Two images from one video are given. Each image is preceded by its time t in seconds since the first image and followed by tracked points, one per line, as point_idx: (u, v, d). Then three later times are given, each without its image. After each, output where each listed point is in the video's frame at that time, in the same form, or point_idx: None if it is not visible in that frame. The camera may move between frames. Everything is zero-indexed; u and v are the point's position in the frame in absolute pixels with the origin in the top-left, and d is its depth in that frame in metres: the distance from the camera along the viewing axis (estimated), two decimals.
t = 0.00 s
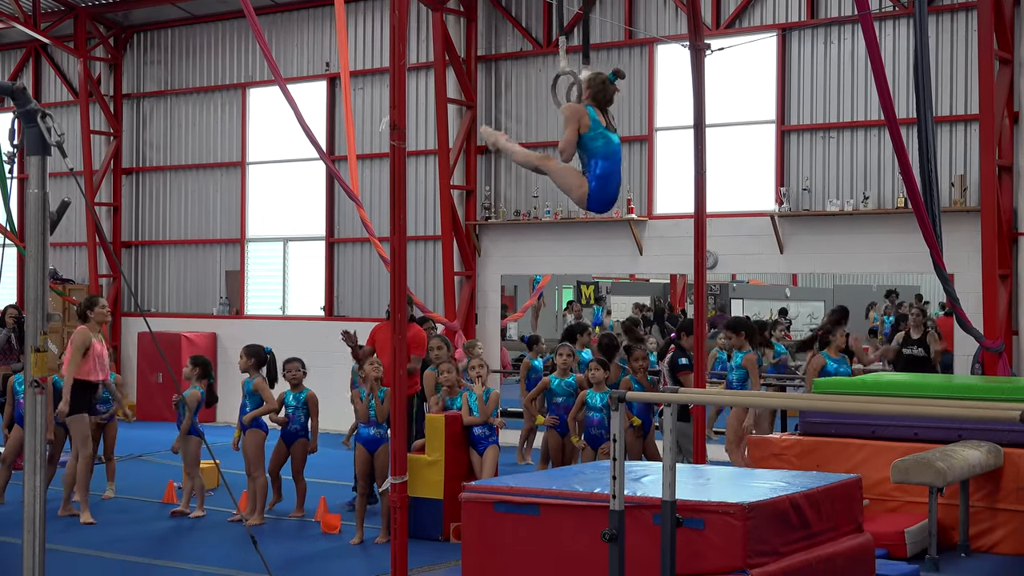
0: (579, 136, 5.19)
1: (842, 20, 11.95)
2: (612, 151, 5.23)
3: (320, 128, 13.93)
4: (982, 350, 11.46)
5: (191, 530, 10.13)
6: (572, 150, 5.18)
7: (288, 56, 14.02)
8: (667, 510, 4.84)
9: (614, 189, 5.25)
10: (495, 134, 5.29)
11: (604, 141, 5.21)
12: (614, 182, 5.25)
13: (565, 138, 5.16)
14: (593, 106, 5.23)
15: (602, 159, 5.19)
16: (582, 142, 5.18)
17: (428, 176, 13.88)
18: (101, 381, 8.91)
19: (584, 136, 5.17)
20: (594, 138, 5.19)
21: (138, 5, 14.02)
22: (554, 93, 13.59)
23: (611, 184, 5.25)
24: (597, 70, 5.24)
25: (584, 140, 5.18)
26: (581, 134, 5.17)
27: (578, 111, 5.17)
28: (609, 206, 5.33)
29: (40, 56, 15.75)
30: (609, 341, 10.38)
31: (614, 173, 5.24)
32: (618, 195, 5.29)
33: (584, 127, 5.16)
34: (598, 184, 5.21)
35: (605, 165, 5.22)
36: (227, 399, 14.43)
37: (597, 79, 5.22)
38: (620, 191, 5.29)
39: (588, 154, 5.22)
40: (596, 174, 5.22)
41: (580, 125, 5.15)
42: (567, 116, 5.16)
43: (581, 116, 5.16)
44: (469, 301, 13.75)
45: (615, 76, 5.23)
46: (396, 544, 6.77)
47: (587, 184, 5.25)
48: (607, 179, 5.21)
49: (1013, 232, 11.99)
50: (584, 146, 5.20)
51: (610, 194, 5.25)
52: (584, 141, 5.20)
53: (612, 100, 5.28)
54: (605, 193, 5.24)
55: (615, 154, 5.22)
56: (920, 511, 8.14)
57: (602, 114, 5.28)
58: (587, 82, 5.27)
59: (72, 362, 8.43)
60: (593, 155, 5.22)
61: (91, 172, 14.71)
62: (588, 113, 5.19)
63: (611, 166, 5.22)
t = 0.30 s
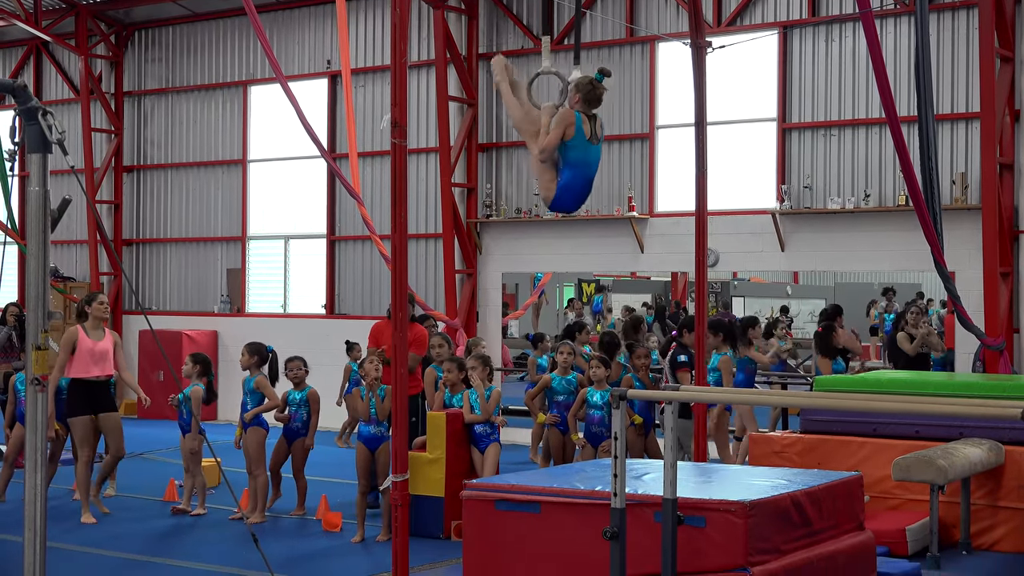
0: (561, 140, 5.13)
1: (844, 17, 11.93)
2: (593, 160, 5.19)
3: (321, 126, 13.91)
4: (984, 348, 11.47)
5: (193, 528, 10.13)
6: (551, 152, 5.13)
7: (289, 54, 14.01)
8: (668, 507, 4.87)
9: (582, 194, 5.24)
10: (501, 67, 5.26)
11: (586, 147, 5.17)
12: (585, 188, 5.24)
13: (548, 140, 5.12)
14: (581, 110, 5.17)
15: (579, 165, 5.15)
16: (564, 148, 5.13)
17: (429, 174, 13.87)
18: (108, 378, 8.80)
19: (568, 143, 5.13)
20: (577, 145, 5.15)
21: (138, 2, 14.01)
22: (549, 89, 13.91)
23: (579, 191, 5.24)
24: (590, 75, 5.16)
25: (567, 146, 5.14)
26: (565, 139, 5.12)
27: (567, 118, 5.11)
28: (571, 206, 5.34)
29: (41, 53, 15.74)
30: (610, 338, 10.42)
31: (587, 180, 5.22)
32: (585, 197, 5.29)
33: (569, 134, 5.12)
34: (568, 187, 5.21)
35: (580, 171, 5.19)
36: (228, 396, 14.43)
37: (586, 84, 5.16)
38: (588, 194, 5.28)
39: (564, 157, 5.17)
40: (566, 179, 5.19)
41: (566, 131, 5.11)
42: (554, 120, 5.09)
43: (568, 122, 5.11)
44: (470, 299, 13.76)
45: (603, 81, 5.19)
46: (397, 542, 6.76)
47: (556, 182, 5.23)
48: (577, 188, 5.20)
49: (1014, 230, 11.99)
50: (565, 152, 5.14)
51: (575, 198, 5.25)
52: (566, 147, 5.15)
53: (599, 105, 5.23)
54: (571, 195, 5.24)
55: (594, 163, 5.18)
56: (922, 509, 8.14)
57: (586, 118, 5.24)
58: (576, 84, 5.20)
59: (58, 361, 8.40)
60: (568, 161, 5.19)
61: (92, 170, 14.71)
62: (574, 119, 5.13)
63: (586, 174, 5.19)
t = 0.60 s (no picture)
0: (546, 142, 5.35)
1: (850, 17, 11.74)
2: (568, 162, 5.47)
3: (320, 127, 13.73)
4: (992, 353, 11.27)
5: (188, 535, 9.94)
6: (535, 151, 5.34)
7: (287, 53, 13.84)
8: (672, 516, 4.63)
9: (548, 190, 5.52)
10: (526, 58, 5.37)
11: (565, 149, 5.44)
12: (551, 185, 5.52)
13: (536, 141, 5.31)
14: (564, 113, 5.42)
15: (557, 167, 5.41)
16: (545, 150, 5.36)
17: (429, 175, 13.69)
18: (112, 385, 8.46)
19: (551, 146, 5.35)
20: (558, 146, 5.39)
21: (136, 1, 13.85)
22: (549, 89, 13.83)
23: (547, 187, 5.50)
24: (575, 81, 5.41)
25: (550, 148, 5.35)
26: (549, 141, 5.34)
27: (554, 121, 5.33)
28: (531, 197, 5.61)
29: (37, 53, 15.57)
30: (613, 344, 10.24)
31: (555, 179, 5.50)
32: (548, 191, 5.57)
33: (553, 137, 5.35)
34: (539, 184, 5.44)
35: (555, 172, 5.44)
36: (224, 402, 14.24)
37: (572, 88, 5.40)
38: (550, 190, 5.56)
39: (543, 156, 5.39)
40: (539, 177, 5.43)
41: (552, 134, 5.33)
42: (543, 123, 5.30)
43: (555, 127, 5.34)
44: (470, 302, 13.57)
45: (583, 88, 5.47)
46: (397, 549, 6.62)
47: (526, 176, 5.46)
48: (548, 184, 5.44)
49: None
50: (546, 153, 5.36)
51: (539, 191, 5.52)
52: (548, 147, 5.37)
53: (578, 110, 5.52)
54: (539, 189, 5.49)
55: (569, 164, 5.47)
56: (931, 518, 7.94)
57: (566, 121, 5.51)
58: (560, 86, 5.43)
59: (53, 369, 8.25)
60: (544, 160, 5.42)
61: (88, 172, 14.53)
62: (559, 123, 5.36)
63: (558, 174, 5.46)
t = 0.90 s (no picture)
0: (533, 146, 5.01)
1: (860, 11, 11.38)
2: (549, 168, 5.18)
3: (315, 129, 13.33)
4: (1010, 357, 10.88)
5: (179, 549, 9.56)
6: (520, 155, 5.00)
7: (280, 53, 13.45)
8: (679, 527, 4.63)
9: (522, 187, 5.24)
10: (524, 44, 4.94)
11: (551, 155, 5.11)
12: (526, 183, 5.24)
13: (523, 145, 4.96)
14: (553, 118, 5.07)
15: (539, 172, 5.12)
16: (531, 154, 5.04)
17: (428, 178, 13.28)
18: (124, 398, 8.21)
19: (538, 153, 5.02)
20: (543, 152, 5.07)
21: None
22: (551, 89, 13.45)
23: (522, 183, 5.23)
24: (564, 81, 5.04)
25: (535, 155, 5.03)
26: (537, 147, 5.00)
27: (546, 128, 4.98)
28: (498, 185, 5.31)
29: (23, 54, 15.18)
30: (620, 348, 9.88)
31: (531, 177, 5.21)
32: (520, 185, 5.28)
33: (540, 144, 5.02)
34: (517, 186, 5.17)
35: (535, 175, 5.15)
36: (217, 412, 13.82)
37: (562, 89, 5.04)
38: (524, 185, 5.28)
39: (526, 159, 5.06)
40: (519, 177, 5.12)
41: (541, 141, 4.99)
42: (534, 128, 4.95)
43: (544, 132, 4.99)
44: (471, 308, 13.18)
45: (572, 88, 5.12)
46: (396, 562, 6.71)
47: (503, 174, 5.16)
48: (523, 184, 5.17)
49: None
50: (530, 158, 5.04)
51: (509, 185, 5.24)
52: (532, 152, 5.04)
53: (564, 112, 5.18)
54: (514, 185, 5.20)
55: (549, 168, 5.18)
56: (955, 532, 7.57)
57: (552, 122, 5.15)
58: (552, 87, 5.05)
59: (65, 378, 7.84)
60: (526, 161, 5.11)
61: (76, 176, 14.13)
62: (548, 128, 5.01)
63: (538, 177, 5.18)
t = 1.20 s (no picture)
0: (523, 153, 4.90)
1: (869, 13, 11.03)
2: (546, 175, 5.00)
3: (306, 135, 12.96)
4: None
5: (163, 571, 9.15)
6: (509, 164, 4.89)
7: (271, 56, 13.07)
8: (682, 547, 4.46)
9: (521, 202, 5.06)
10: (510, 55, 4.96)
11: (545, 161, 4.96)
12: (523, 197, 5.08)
13: (512, 152, 4.86)
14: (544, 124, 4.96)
15: (534, 180, 4.95)
16: (522, 161, 4.89)
17: (423, 185, 12.91)
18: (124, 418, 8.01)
19: (529, 159, 4.90)
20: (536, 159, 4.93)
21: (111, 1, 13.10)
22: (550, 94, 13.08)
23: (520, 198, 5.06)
24: (555, 85, 4.94)
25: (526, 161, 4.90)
26: (528, 154, 4.88)
27: (536, 134, 4.87)
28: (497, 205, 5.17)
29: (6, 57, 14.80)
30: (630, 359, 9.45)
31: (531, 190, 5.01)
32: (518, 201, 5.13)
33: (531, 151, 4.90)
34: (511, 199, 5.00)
35: (530, 185, 4.98)
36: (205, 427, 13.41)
37: (552, 92, 4.93)
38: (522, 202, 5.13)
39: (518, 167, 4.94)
40: (516, 190, 4.96)
41: (531, 148, 4.88)
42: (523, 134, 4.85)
43: (534, 136, 4.88)
44: (468, 319, 12.78)
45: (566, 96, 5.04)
46: None
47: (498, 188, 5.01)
48: (519, 197, 5.00)
49: None
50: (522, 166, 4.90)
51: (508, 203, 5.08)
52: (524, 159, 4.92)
53: (559, 117, 5.05)
54: (510, 201, 5.04)
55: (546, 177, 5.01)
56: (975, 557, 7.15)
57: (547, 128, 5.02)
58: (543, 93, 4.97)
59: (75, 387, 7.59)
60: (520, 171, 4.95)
61: (59, 183, 13.75)
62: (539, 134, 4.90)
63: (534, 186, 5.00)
